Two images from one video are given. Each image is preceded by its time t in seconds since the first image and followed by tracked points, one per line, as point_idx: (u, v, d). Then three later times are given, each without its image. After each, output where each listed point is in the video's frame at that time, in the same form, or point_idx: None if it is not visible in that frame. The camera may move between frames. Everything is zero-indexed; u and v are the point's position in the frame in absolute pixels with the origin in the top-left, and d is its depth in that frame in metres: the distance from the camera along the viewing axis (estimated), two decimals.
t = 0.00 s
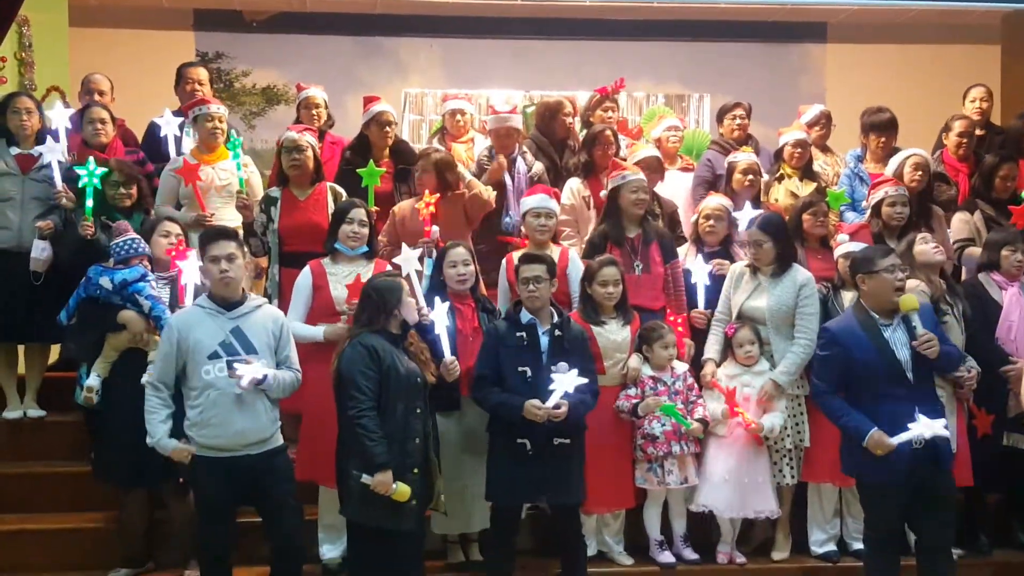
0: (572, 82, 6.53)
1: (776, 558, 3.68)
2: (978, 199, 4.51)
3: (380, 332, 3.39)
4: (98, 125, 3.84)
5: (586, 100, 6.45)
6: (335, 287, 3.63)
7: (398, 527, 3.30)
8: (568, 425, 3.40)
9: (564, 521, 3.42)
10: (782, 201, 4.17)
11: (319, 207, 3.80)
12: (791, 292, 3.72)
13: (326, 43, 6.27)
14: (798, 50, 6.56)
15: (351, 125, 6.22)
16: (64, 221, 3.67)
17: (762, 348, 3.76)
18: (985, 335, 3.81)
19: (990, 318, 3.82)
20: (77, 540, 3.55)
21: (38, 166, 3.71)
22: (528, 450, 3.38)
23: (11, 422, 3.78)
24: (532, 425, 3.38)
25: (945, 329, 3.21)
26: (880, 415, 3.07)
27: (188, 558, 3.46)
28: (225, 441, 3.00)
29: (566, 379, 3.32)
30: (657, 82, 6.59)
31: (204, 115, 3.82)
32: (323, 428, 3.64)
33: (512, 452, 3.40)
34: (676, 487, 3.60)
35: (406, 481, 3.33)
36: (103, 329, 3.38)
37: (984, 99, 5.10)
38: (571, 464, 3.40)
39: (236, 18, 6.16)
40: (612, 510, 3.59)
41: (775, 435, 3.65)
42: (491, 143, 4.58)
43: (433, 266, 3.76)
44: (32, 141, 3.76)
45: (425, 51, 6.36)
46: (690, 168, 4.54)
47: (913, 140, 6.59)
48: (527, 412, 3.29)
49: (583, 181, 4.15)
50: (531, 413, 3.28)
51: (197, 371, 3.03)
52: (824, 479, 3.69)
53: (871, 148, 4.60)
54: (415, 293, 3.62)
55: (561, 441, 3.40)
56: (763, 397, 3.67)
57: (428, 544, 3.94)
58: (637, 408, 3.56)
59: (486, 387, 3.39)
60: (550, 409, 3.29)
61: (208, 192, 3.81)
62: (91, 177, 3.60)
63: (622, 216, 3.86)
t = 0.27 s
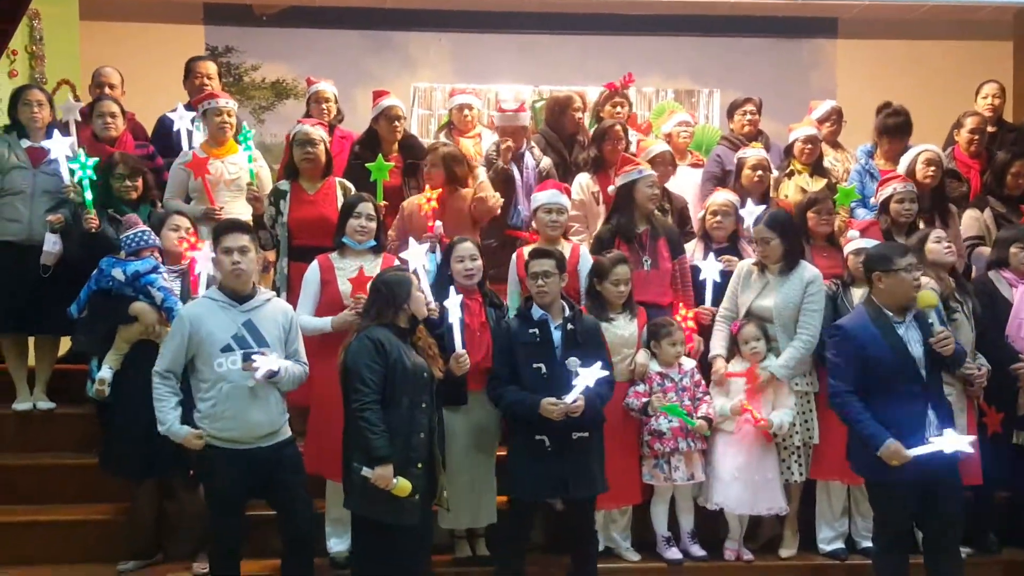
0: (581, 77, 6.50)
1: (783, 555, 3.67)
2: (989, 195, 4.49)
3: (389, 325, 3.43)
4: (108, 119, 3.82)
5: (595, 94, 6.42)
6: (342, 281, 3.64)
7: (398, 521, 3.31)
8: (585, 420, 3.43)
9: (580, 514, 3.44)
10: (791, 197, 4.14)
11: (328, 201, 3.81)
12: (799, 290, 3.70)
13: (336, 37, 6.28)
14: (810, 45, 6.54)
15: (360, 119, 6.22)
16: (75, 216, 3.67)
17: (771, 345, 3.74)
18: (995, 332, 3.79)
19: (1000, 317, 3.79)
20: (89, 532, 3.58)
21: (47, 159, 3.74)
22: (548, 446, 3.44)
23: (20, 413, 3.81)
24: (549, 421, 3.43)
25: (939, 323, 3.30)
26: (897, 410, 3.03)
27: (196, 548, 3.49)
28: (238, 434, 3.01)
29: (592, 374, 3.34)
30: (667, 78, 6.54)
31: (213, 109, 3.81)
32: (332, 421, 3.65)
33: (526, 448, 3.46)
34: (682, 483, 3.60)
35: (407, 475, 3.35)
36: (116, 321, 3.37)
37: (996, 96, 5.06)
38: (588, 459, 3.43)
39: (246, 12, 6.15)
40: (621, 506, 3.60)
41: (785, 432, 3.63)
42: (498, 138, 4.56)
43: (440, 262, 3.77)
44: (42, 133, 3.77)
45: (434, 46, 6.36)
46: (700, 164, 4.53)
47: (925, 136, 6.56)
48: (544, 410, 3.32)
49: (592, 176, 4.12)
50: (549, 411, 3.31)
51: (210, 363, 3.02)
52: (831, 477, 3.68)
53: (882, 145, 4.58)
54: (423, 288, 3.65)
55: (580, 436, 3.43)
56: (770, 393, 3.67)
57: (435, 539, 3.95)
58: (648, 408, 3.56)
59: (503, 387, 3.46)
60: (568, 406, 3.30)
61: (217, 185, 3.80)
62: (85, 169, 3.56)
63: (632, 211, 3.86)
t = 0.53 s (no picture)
0: (592, 72, 6.48)
1: (794, 551, 3.66)
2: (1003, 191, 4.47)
3: (398, 319, 3.43)
4: (121, 111, 3.81)
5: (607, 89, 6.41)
6: (352, 274, 3.65)
7: (407, 514, 3.35)
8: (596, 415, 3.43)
9: (587, 511, 3.43)
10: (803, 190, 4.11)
11: (340, 194, 3.81)
12: (806, 285, 3.69)
13: (346, 31, 6.27)
14: (822, 39, 6.51)
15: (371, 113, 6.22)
16: (86, 208, 3.67)
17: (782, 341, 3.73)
18: (1009, 330, 3.77)
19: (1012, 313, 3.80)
20: (103, 523, 3.62)
21: (60, 152, 3.74)
22: (557, 442, 3.45)
23: (34, 406, 3.82)
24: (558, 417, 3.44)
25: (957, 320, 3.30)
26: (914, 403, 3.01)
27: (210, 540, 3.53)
28: (259, 426, 3.02)
29: (595, 369, 3.34)
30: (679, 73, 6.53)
31: (224, 102, 3.80)
32: (342, 414, 3.65)
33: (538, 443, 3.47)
34: (693, 478, 3.60)
35: (415, 469, 3.38)
36: (133, 315, 3.42)
37: (1009, 91, 5.02)
38: (602, 454, 3.43)
39: (257, 5, 6.14)
40: (630, 501, 3.59)
41: (797, 427, 3.62)
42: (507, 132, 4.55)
43: (450, 256, 3.75)
44: (55, 125, 3.79)
45: (446, 39, 6.35)
46: (712, 159, 4.51)
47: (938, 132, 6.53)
48: (553, 406, 3.34)
49: (604, 170, 4.11)
50: (557, 407, 3.34)
51: (229, 355, 3.02)
52: (842, 472, 3.66)
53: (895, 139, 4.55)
54: (433, 281, 3.63)
55: (592, 431, 3.43)
56: (782, 389, 3.66)
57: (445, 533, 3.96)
58: (661, 403, 3.55)
59: (516, 380, 3.45)
60: (575, 402, 3.33)
61: (229, 178, 3.80)
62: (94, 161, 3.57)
63: (643, 205, 3.85)
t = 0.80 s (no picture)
0: (607, 66, 6.48)
1: (807, 548, 3.65)
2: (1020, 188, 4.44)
3: (410, 314, 3.45)
4: (136, 105, 3.80)
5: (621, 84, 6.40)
6: (365, 269, 3.65)
7: (419, 508, 3.35)
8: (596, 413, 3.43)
9: (599, 508, 3.44)
10: (815, 185, 4.12)
11: (354, 188, 3.82)
12: (820, 280, 3.67)
13: (359, 26, 6.26)
14: (836, 34, 6.49)
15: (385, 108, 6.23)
16: (102, 202, 3.66)
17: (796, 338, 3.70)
18: None
19: None
20: (118, 516, 3.64)
21: (77, 146, 3.74)
22: (559, 435, 3.46)
23: (48, 397, 3.86)
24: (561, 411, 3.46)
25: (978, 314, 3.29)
26: (943, 395, 2.98)
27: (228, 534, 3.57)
28: (287, 419, 3.03)
29: (591, 368, 3.33)
30: (693, 68, 6.50)
31: (239, 97, 3.82)
32: (356, 409, 3.67)
33: (550, 438, 3.48)
34: (707, 474, 3.60)
35: (428, 464, 3.39)
36: (154, 310, 3.42)
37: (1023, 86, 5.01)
38: (608, 449, 3.43)
39: None
40: (643, 497, 3.60)
41: (811, 425, 3.60)
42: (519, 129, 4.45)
43: (464, 250, 3.73)
44: (73, 120, 3.79)
45: (459, 34, 6.35)
46: (727, 154, 4.49)
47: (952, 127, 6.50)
48: (555, 400, 3.35)
49: (617, 166, 4.09)
50: (559, 402, 3.35)
51: (255, 350, 3.03)
52: (855, 469, 3.66)
53: (911, 135, 4.52)
54: (445, 276, 3.62)
55: (593, 428, 3.44)
56: (798, 386, 3.63)
57: (457, 528, 3.96)
58: (677, 399, 3.57)
59: (525, 373, 3.49)
60: (578, 398, 3.34)
61: (244, 172, 3.82)
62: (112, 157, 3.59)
63: (656, 200, 3.83)
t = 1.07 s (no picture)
0: (628, 66, 6.46)
1: (829, 553, 3.62)
2: None
3: (429, 313, 3.46)
4: (162, 105, 3.79)
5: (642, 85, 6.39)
6: (386, 269, 3.67)
7: (438, 508, 3.35)
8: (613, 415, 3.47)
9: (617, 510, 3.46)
10: (838, 186, 4.09)
11: (375, 188, 3.82)
12: (841, 283, 3.65)
13: (380, 25, 6.27)
14: (859, 35, 6.46)
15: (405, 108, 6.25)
16: (128, 201, 3.70)
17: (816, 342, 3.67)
18: None
19: None
20: (141, 512, 3.67)
21: (102, 144, 3.78)
22: (573, 435, 3.49)
23: (72, 395, 3.88)
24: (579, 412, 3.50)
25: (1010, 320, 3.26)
26: (967, 400, 2.96)
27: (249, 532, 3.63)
28: (320, 417, 3.19)
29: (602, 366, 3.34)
30: (714, 68, 6.48)
31: (262, 97, 3.86)
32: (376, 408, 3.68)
33: (569, 439, 3.49)
34: (730, 477, 3.57)
35: (448, 464, 3.39)
36: (184, 308, 3.47)
37: None
38: (622, 448, 3.45)
39: None
40: (663, 499, 3.58)
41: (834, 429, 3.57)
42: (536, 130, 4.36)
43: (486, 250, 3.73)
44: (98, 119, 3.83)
45: (479, 35, 6.35)
46: (749, 155, 4.46)
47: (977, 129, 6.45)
48: (571, 402, 3.35)
49: (637, 166, 4.05)
50: (574, 403, 3.35)
51: (290, 349, 3.18)
52: (877, 474, 3.63)
53: (936, 137, 4.48)
54: (465, 278, 3.65)
55: (607, 430, 3.47)
56: (820, 390, 3.61)
57: (476, 528, 3.96)
58: (696, 402, 3.57)
59: (543, 371, 3.50)
60: (593, 400, 3.33)
61: (266, 172, 3.83)
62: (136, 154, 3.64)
63: (676, 202, 3.81)
